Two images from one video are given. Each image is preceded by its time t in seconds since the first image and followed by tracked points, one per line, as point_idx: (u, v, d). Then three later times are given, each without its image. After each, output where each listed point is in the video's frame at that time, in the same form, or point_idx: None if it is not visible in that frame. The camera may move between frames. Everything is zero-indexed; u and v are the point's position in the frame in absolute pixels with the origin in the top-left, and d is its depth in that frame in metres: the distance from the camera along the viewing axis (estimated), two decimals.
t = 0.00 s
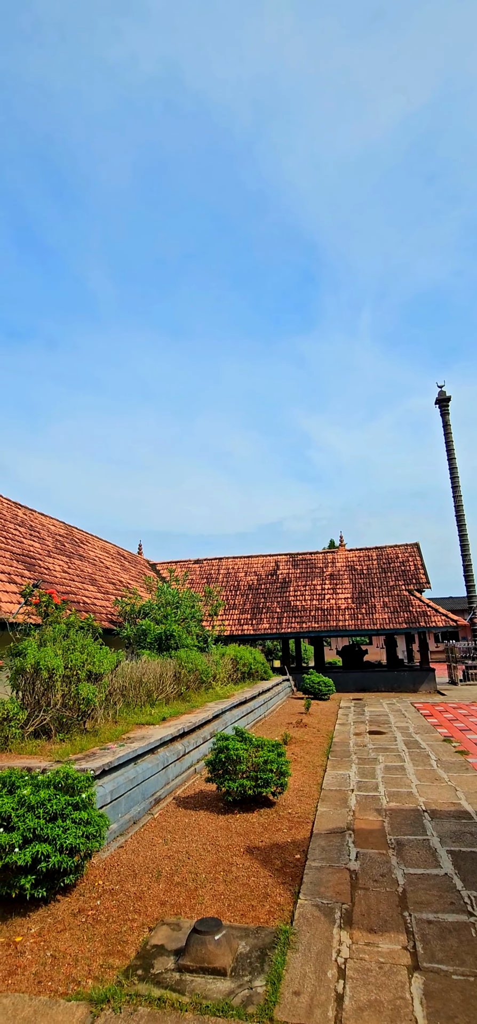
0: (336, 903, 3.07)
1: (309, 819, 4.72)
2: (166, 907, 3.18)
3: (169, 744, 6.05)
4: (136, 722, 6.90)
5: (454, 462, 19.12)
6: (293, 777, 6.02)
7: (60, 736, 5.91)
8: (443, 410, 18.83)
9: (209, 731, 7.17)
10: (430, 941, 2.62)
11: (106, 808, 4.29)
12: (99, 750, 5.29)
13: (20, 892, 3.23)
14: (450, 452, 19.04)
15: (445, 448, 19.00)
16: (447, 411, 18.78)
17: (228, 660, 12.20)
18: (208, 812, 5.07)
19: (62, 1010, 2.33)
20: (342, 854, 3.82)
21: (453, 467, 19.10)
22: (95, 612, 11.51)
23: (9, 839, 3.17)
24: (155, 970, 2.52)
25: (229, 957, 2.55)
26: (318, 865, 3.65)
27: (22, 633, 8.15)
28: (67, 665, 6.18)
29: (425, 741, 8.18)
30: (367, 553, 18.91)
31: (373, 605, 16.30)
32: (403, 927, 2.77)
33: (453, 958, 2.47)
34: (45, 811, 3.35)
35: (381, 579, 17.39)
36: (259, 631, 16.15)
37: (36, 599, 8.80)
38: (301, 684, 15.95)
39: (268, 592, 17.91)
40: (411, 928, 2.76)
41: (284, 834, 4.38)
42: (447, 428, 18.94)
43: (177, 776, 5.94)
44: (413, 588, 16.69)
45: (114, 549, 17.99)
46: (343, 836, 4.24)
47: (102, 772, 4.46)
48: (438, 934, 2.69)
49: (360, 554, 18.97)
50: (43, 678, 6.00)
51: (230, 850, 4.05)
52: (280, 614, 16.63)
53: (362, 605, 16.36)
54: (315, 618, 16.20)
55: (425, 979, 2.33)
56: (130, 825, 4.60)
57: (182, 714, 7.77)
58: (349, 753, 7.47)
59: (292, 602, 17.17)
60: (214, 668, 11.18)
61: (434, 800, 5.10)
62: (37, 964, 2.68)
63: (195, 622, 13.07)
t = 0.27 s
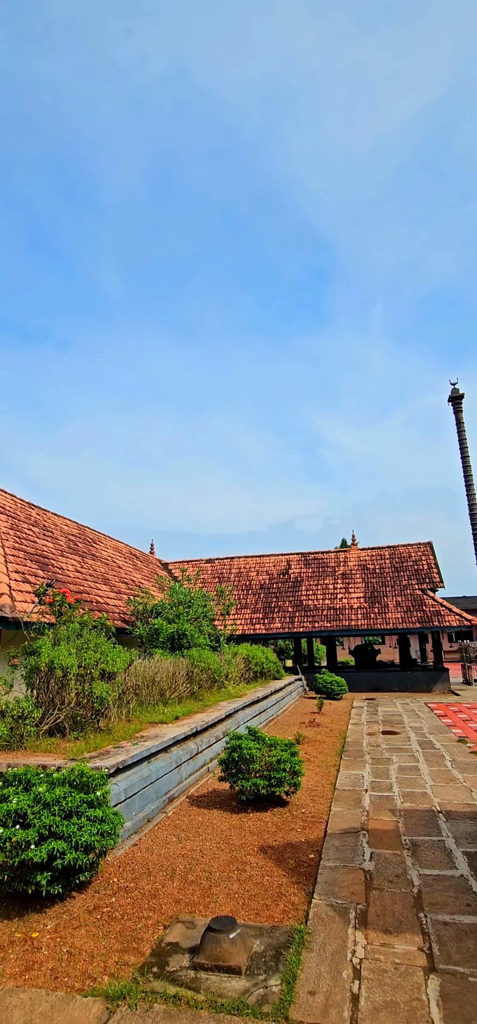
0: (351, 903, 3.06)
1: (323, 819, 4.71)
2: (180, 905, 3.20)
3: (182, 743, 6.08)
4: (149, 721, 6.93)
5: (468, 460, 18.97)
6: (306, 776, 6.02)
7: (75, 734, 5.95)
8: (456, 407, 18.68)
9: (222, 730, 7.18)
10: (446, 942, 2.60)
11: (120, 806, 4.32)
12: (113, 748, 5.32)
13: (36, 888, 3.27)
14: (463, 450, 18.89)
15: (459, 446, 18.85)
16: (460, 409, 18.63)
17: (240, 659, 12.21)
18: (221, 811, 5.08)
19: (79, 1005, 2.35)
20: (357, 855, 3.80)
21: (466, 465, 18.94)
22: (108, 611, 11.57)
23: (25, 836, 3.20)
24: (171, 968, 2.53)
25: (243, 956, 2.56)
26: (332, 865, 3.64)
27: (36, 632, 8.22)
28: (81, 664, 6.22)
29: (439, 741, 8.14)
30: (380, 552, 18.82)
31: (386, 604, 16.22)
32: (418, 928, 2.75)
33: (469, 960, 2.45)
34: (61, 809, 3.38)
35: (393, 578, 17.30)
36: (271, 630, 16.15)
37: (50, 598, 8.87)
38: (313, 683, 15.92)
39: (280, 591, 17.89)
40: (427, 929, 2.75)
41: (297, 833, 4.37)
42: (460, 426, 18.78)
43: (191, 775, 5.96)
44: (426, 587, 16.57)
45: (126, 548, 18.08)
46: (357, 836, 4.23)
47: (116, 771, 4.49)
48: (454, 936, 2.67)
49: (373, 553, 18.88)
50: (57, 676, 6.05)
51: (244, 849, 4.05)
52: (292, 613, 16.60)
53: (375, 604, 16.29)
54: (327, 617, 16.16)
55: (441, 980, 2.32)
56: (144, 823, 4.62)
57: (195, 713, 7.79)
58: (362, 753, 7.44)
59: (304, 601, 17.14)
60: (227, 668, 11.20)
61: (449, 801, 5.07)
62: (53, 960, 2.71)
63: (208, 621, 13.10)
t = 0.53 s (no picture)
0: (364, 904, 3.05)
1: (335, 819, 4.70)
2: (193, 904, 3.21)
3: (193, 742, 6.09)
4: (161, 720, 6.96)
5: None
6: (318, 776, 6.01)
7: (88, 732, 6.00)
8: (468, 405, 18.53)
9: (233, 729, 7.19)
10: (461, 944, 2.59)
11: (133, 804, 4.34)
12: (125, 747, 5.35)
13: (50, 885, 3.29)
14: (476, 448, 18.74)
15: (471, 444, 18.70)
16: (472, 406, 18.48)
17: (251, 659, 12.21)
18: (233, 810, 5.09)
19: (93, 1001, 2.37)
20: (370, 855, 3.79)
21: None
22: (119, 610, 11.63)
23: (39, 833, 3.22)
24: (184, 965, 2.54)
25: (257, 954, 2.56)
26: (344, 865, 3.63)
27: (49, 631, 8.29)
28: (93, 662, 6.26)
29: (452, 741, 8.09)
30: (391, 551, 18.73)
31: (398, 604, 16.14)
32: (432, 929, 2.74)
33: None
34: (74, 806, 3.41)
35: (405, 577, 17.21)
36: (282, 630, 16.13)
37: (62, 598, 8.94)
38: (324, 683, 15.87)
39: (291, 590, 17.86)
40: (440, 930, 2.73)
41: (310, 833, 4.36)
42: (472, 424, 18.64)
43: (202, 774, 5.97)
44: (438, 586, 16.46)
45: (138, 548, 18.15)
46: (370, 836, 4.22)
47: (129, 769, 4.52)
48: (468, 937, 2.65)
49: (384, 552, 18.79)
50: (70, 675, 6.10)
51: (256, 848, 4.05)
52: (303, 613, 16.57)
53: (387, 603, 16.21)
54: (338, 617, 16.11)
55: (456, 982, 2.30)
56: (157, 821, 4.65)
57: (207, 713, 7.81)
58: (374, 753, 7.41)
59: (315, 600, 17.10)
60: (238, 667, 11.20)
61: (462, 801, 5.04)
62: (68, 956, 2.73)
63: (219, 621, 13.11)
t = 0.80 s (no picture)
0: (376, 904, 3.04)
1: (347, 819, 4.69)
2: (204, 902, 3.21)
3: (204, 741, 6.10)
4: (172, 719, 6.98)
5: None
6: (329, 776, 5.99)
7: (99, 731, 6.03)
8: None
9: (244, 729, 7.19)
10: (474, 945, 2.57)
11: (144, 803, 4.36)
12: (136, 746, 5.37)
13: (63, 882, 3.31)
14: None
15: None
16: None
17: (261, 659, 12.21)
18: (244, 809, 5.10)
19: (106, 998, 2.38)
20: (381, 855, 3.77)
21: None
22: (130, 610, 11.68)
23: (52, 830, 3.24)
24: (196, 964, 2.55)
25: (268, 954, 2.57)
26: (356, 865, 3.62)
27: (60, 630, 8.34)
28: (104, 661, 6.29)
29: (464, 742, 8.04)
30: (402, 550, 18.64)
31: (409, 603, 16.05)
32: (445, 930, 2.72)
33: None
34: (86, 804, 3.43)
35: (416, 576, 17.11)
36: (292, 629, 16.11)
37: (73, 597, 9.00)
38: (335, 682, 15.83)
39: (301, 590, 17.83)
40: (453, 931, 2.72)
41: (321, 833, 4.36)
42: None
43: (213, 773, 5.98)
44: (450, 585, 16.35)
45: (148, 548, 18.21)
46: (382, 836, 4.20)
47: (140, 768, 4.53)
48: None
49: (395, 551, 18.70)
50: (81, 673, 6.13)
51: (267, 847, 4.05)
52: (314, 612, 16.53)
53: (397, 603, 16.14)
54: (349, 616, 16.07)
55: (469, 983, 2.29)
56: (168, 820, 4.66)
57: (217, 712, 7.82)
58: (386, 753, 7.38)
59: (325, 600, 17.06)
60: (248, 667, 11.20)
61: (475, 802, 5.01)
62: (80, 953, 2.75)
63: (229, 620, 13.12)
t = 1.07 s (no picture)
0: (388, 905, 3.03)
1: (357, 819, 4.67)
2: (215, 901, 3.22)
3: (214, 741, 6.11)
4: (182, 718, 7.00)
5: None
6: (339, 776, 5.98)
7: (109, 730, 6.06)
8: None
9: (254, 728, 7.19)
10: None
11: (154, 802, 4.37)
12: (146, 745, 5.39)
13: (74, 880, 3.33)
14: None
15: None
16: None
17: (271, 658, 12.20)
18: (254, 809, 5.10)
19: (118, 996, 2.39)
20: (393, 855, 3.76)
21: None
22: (140, 609, 11.72)
23: (63, 828, 3.26)
24: (207, 963, 2.55)
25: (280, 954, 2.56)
26: (368, 866, 3.61)
27: (71, 630, 8.39)
28: (115, 661, 6.31)
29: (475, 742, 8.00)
30: (412, 550, 18.56)
31: (419, 602, 15.98)
32: (456, 932, 2.70)
33: None
34: (97, 803, 3.45)
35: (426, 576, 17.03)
36: (301, 629, 16.08)
37: (84, 597, 9.04)
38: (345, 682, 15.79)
39: (310, 589, 17.80)
40: (466, 933, 2.70)
41: (332, 833, 4.35)
42: None
43: (223, 773, 5.99)
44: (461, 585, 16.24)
45: (157, 548, 18.25)
46: (393, 836, 4.19)
47: (150, 767, 4.55)
48: None
49: (405, 550, 18.62)
50: (92, 673, 6.15)
51: (278, 847, 4.05)
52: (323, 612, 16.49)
53: (407, 602, 16.06)
54: (358, 616, 16.02)
55: None
56: (178, 819, 4.67)
57: (227, 712, 7.82)
58: (396, 754, 7.35)
59: (335, 599, 17.04)
60: (258, 666, 11.20)
61: None
62: (92, 951, 2.77)
63: (238, 620, 13.13)
